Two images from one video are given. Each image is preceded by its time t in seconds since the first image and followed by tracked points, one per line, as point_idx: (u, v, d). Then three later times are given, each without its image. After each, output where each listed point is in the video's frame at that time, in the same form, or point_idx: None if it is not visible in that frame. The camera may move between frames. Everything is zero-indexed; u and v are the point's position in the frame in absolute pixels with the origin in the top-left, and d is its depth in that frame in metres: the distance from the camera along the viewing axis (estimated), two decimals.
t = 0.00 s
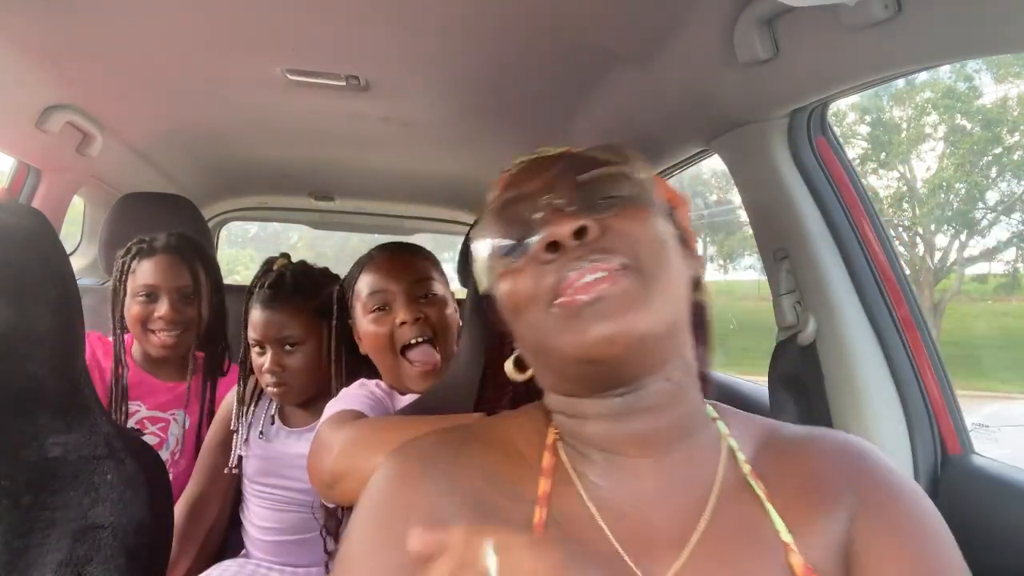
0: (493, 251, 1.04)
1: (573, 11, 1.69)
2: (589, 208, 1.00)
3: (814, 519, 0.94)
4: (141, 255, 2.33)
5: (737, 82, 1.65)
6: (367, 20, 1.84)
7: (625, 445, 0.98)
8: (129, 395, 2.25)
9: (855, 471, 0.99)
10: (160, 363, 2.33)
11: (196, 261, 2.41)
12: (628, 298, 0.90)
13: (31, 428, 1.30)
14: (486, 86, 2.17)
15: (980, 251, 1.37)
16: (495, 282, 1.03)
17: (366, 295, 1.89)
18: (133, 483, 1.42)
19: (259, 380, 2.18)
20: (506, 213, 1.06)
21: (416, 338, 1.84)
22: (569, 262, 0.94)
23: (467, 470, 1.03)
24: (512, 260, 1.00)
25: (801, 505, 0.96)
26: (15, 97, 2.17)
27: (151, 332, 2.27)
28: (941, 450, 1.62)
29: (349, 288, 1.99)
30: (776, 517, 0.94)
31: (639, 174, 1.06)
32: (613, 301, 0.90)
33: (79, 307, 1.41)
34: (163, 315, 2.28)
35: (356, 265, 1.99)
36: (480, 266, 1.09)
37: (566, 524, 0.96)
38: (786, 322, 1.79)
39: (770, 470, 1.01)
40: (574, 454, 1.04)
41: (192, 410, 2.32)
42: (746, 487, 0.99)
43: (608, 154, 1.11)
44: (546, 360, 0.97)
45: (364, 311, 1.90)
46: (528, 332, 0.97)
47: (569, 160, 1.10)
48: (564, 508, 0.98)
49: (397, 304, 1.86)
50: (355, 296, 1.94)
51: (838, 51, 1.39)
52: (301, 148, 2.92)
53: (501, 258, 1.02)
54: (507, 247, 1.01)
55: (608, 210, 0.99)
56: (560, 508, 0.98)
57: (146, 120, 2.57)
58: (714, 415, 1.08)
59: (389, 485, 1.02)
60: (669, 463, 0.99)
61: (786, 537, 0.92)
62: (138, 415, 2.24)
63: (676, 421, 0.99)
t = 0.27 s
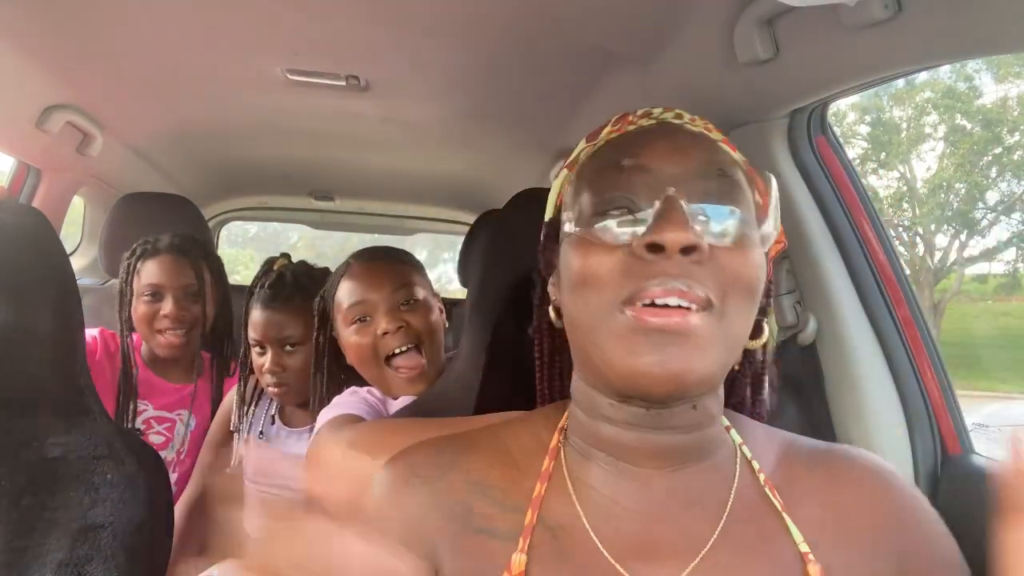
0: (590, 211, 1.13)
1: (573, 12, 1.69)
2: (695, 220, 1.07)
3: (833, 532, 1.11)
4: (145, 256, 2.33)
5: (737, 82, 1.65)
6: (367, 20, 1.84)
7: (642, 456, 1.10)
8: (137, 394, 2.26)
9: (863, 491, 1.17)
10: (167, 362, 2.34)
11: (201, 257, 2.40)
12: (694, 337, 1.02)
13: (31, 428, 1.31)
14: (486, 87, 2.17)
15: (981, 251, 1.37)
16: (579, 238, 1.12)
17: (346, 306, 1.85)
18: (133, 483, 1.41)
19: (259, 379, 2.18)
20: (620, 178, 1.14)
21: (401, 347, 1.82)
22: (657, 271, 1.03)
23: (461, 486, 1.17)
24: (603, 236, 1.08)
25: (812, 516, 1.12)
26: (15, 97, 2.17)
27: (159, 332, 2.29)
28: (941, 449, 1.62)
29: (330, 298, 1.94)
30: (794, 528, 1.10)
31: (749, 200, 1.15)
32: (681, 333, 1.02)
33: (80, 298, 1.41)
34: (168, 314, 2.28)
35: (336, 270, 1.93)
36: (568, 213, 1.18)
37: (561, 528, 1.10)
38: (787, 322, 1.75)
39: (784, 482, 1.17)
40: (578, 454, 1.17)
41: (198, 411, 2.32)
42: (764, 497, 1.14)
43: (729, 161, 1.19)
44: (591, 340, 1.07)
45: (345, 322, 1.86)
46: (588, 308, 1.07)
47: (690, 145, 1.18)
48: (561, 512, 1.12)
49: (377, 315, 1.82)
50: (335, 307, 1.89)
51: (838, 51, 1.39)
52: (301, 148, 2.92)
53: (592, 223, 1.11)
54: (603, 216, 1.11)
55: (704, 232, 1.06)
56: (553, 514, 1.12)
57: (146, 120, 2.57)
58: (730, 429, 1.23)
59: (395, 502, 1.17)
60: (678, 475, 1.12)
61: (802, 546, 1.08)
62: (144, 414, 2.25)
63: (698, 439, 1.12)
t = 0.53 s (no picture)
0: (548, 238, 1.07)
1: (573, 11, 1.69)
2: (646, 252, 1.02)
3: (787, 518, 1.05)
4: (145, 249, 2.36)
5: (737, 82, 1.65)
6: (367, 20, 1.84)
7: (605, 460, 1.05)
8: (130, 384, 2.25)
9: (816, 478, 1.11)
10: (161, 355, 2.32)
11: (201, 259, 2.40)
12: (652, 375, 0.98)
13: (32, 429, 1.31)
14: (485, 86, 2.17)
15: (980, 251, 1.37)
16: (540, 267, 1.06)
17: (345, 310, 1.82)
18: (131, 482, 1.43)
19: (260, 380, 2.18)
20: (575, 206, 1.09)
21: (409, 344, 1.81)
22: (616, 308, 0.99)
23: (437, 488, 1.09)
24: (564, 267, 1.03)
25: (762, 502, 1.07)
26: (14, 97, 2.17)
27: (152, 324, 2.26)
28: (941, 449, 1.62)
29: (321, 304, 1.91)
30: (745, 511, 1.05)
31: (707, 224, 1.12)
32: (640, 370, 0.97)
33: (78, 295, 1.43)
34: (165, 307, 2.27)
35: (329, 275, 1.92)
36: (525, 237, 1.11)
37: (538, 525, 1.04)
38: (786, 322, 1.81)
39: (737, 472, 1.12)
40: (544, 461, 1.11)
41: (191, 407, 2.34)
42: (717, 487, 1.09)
43: (683, 185, 1.14)
44: (551, 369, 1.02)
45: (347, 328, 1.82)
46: (548, 340, 1.02)
47: (646, 168, 1.13)
48: (531, 510, 1.06)
49: (381, 316, 1.80)
50: (331, 312, 1.86)
51: (838, 51, 1.39)
52: (300, 148, 2.92)
53: (554, 251, 1.05)
54: (562, 246, 1.05)
55: (661, 260, 1.02)
56: (527, 511, 1.06)
57: (146, 120, 2.57)
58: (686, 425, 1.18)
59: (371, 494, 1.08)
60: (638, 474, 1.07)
61: (753, 529, 1.02)
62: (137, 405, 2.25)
63: (657, 444, 1.08)
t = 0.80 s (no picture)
0: (481, 247, 1.08)
1: (573, 11, 1.69)
2: (593, 254, 1.01)
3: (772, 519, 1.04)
4: (144, 246, 2.34)
5: (737, 82, 1.65)
6: (367, 20, 1.84)
7: (580, 468, 1.06)
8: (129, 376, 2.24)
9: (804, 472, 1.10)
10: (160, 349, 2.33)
11: (200, 253, 2.41)
12: (598, 370, 0.97)
13: (31, 428, 1.30)
14: (485, 86, 2.17)
15: (980, 251, 1.38)
16: (476, 278, 1.07)
17: (342, 316, 1.81)
18: (132, 483, 1.42)
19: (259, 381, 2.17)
20: (505, 212, 1.08)
21: (406, 350, 1.80)
22: (550, 308, 0.99)
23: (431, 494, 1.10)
24: (498, 273, 1.04)
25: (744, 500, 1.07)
26: (15, 98, 2.17)
27: (152, 320, 2.27)
28: (941, 449, 1.62)
29: (315, 309, 1.90)
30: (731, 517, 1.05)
31: (647, 212, 1.08)
32: (584, 366, 0.97)
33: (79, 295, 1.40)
34: (164, 303, 2.28)
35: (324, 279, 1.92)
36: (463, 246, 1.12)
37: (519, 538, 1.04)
38: (786, 322, 1.81)
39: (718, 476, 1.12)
40: (523, 472, 1.11)
41: (191, 397, 2.33)
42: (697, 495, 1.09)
43: (621, 177, 1.11)
44: (501, 377, 1.04)
45: (343, 334, 1.82)
46: (494, 349, 1.03)
47: (573, 164, 1.11)
48: (513, 524, 1.06)
49: (377, 321, 1.80)
50: (326, 318, 1.86)
51: (838, 51, 1.39)
52: (300, 148, 2.92)
53: (489, 259, 1.05)
54: (491, 255, 1.05)
55: (613, 260, 1.01)
56: (510, 523, 1.07)
57: (146, 120, 2.57)
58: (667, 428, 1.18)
59: (364, 495, 1.09)
60: (615, 481, 1.07)
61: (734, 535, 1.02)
62: (136, 397, 2.23)
63: (632, 446, 1.08)
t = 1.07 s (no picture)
0: (446, 267, 1.08)
1: (573, 11, 1.69)
2: (571, 248, 1.00)
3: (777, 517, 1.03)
4: (143, 254, 2.33)
5: (737, 81, 1.65)
6: (367, 19, 1.83)
7: (577, 480, 1.05)
8: (135, 388, 2.24)
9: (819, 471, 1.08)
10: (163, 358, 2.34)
11: (198, 259, 2.41)
12: (591, 387, 0.96)
13: (31, 429, 1.30)
14: (485, 86, 2.17)
15: (980, 251, 1.38)
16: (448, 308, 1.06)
17: (343, 319, 1.81)
18: (132, 483, 1.42)
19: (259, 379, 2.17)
20: (466, 221, 1.07)
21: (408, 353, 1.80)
22: (529, 334, 0.97)
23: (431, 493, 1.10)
24: (469, 302, 1.02)
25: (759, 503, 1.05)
26: (15, 97, 2.17)
27: (153, 330, 2.27)
28: (941, 449, 1.62)
29: (316, 309, 1.90)
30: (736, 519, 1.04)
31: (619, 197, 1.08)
32: (574, 388, 0.95)
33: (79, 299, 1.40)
34: (164, 312, 2.27)
35: (324, 278, 1.92)
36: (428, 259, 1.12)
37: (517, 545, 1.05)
38: (787, 322, 1.80)
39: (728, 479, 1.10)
40: (522, 481, 1.11)
41: (198, 407, 2.34)
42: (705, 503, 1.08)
43: (579, 159, 1.11)
44: (495, 408, 1.04)
45: (344, 336, 1.82)
46: (482, 381, 1.03)
47: (530, 154, 1.11)
48: (513, 533, 1.07)
49: (379, 325, 1.79)
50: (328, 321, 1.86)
51: (838, 52, 1.39)
52: (300, 148, 2.92)
53: (456, 286, 1.05)
54: (460, 274, 1.05)
55: (592, 254, 1.00)
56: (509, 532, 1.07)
57: (146, 120, 2.57)
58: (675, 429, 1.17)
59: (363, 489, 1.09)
60: (615, 489, 1.06)
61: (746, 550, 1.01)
62: (143, 408, 2.24)
63: (633, 455, 1.06)
